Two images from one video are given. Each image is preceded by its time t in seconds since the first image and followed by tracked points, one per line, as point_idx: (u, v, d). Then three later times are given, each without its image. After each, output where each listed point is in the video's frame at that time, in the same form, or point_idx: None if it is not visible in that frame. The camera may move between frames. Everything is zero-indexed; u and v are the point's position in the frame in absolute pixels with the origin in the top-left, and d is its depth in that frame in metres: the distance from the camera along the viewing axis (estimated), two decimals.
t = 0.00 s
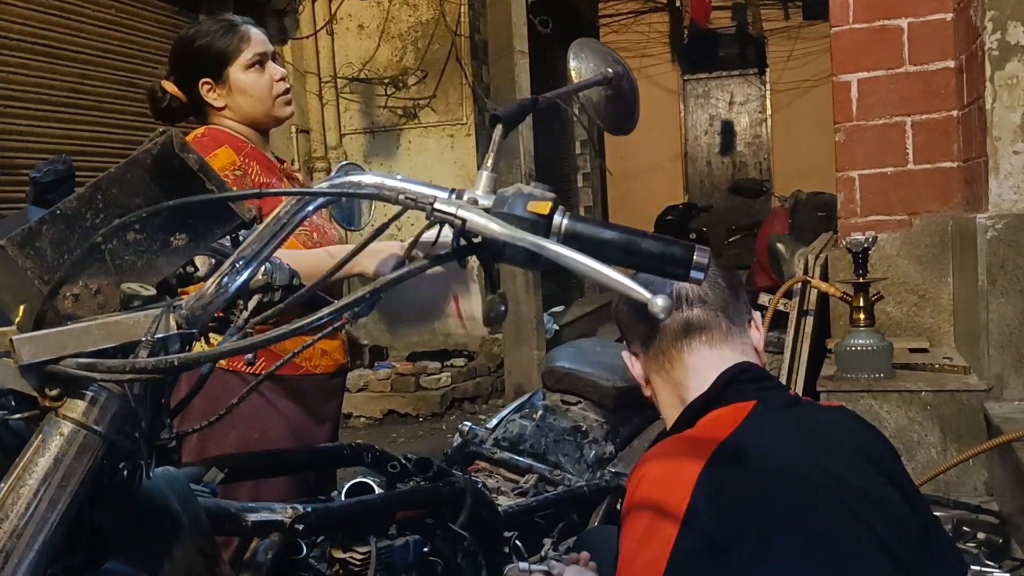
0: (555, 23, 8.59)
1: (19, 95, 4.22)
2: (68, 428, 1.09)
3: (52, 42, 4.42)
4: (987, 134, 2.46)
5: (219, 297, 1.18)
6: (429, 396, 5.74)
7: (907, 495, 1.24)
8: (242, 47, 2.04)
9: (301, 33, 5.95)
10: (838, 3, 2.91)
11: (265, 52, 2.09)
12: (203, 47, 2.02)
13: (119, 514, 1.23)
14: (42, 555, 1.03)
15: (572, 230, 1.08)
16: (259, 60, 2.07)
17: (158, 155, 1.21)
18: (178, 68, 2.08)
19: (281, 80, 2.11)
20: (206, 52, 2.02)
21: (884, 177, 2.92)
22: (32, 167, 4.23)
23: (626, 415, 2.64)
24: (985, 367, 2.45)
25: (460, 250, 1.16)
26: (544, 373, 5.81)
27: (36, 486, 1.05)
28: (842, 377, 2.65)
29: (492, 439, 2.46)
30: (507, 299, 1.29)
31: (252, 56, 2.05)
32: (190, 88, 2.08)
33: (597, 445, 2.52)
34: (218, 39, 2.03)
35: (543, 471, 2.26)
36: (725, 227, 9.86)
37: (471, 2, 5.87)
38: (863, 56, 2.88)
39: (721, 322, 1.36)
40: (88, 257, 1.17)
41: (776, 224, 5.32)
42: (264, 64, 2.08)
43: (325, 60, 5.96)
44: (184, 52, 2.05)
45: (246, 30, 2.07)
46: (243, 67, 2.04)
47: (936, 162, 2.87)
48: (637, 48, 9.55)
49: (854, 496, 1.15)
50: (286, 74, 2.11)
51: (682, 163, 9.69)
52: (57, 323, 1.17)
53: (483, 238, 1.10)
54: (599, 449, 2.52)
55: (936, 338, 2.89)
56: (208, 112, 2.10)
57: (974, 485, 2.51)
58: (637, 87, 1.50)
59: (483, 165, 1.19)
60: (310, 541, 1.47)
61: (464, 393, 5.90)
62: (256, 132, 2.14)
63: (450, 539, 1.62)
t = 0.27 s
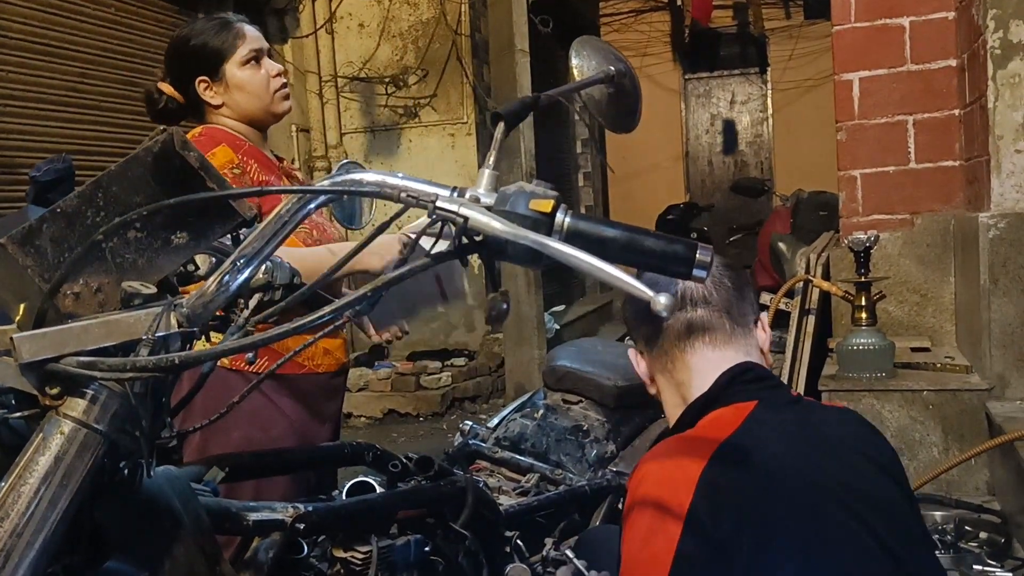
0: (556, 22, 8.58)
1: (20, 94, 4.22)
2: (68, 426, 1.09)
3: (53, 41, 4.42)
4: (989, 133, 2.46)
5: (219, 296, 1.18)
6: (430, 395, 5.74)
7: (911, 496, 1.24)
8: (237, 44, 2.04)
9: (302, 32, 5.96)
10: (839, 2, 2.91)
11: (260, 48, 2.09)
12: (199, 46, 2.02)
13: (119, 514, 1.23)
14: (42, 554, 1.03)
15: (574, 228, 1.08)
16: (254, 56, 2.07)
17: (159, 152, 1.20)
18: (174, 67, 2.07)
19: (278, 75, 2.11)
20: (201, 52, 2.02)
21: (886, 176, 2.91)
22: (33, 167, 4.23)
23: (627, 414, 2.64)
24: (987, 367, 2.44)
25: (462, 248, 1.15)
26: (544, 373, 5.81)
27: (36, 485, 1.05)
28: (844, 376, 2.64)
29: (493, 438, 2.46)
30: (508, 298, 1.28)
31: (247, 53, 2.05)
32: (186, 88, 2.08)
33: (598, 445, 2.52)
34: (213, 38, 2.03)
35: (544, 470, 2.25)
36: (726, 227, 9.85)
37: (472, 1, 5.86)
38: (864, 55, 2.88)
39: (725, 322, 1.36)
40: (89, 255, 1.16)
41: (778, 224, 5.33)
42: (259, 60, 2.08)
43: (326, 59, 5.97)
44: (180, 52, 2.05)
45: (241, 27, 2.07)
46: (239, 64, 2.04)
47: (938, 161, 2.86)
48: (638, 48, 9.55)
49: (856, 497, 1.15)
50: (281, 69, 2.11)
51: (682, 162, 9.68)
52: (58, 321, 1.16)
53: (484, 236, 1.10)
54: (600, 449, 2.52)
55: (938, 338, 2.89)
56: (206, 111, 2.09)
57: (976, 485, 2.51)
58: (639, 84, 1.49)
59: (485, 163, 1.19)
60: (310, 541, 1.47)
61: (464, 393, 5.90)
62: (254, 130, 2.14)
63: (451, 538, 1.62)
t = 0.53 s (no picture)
0: (556, 24, 8.58)
1: (20, 96, 4.23)
2: (71, 429, 1.09)
3: (52, 43, 4.43)
4: (989, 135, 2.46)
5: (221, 300, 1.17)
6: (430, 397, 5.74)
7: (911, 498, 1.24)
8: (238, 46, 2.04)
9: (301, 33, 5.97)
10: (839, 4, 2.91)
11: (260, 51, 2.09)
12: (199, 48, 2.02)
13: (121, 516, 1.23)
14: (44, 557, 1.03)
15: (575, 232, 1.08)
16: (255, 59, 2.07)
17: (160, 156, 1.20)
18: (174, 70, 2.07)
19: (278, 78, 2.11)
20: (200, 54, 2.02)
21: (886, 178, 2.91)
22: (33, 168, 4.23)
23: (627, 416, 2.64)
24: (986, 369, 2.44)
25: (464, 251, 1.15)
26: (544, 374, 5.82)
27: (38, 488, 1.05)
28: (844, 378, 2.64)
29: (493, 441, 2.52)
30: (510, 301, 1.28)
31: (248, 56, 2.05)
32: (187, 91, 2.08)
33: (598, 447, 2.51)
34: (213, 40, 2.03)
35: (545, 472, 2.25)
36: (726, 228, 9.85)
37: (472, 3, 5.87)
38: (865, 57, 2.88)
39: (726, 326, 1.36)
40: (91, 258, 1.16)
41: (778, 225, 5.34)
42: (260, 63, 2.08)
43: (326, 61, 5.97)
44: (180, 54, 2.05)
45: (241, 30, 2.07)
46: (239, 66, 2.04)
47: (938, 163, 2.86)
48: (638, 49, 9.56)
49: (855, 500, 1.16)
50: (281, 72, 2.11)
51: (682, 163, 9.69)
52: (60, 325, 1.16)
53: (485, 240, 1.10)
54: (600, 451, 2.51)
55: (938, 340, 2.89)
56: (206, 114, 2.09)
57: (976, 487, 2.51)
58: (640, 88, 1.49)
59: (486, 167, 1.19)
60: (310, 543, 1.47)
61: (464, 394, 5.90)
62: (253, 133, 2.14)
63: (452, 541, 1.62)
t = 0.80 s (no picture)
0: (556, 23, 8.58)
1: (20, 96, 4.22)
2: (74, 428, 1.10)
3: (53, 43, 4.42)
4: (989, 134, 2.46)
5: (224, 298, 1.17)
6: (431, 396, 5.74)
7: (913, 494, 1.24)
8: (239, 45, 2.04)
9: (301, 33, 5.97)
10: (839, 3, 2.91)
11: (262, 50, 2.09)
12: (200, 47, 2.02)
13: (124, 515, 1.23)
14: (48, 556, 1.03)
15: (577, 230, 1.08)
16: (256, 58, 2.07)
17: (163, 155, 1.22)
18: (176, 69, 2.07)
19: (279, 77, 2.11)
20: (201, 53, 2.02)
21: (886, 177, 2.92)
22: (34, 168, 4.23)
23: (628, 415, 2.64)
24: (987, 367, 2.45)
25: (466, 250, 1.16)
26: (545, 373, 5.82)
27: (41, 487, 1.05)
28: (845, 377, 2.64)
29: (494, 439, 2.50)
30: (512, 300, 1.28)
31: (249, 56, 2.05)
32: (188, 90, 2.08)
33: (599, 446, 2.50)
34: (216, 38, 2.03)
35: (547, 471, 2.25)
36: (726, 227, 9.86)
37: (472, 2, 5.87)
38: (865, 56, 2.89)
39: (729, 324, 1.36)
40: (94, 257, 1.17)
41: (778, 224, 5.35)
42: (261, 62, 2.08)
43: (326, 60, 5.97)
44: (181, 54, 2.05)
45: (242, 28, 2.08)
46: (240, 66, 2.04)
47: (938, 162, 2.86)
48: (638, 48, 9.56)
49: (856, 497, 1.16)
50: (283, 71, 2.10)
51: (682, 162, 9.69)
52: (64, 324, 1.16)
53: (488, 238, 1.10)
54: (602, 450, 2.50)
55: (938, 338, 2.89)
56: (208, 114, 2.10)
57: (976, 485, 2.51)
58: (642, 87, 1.49)
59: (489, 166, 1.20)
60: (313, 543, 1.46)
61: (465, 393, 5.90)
62: (255, 133, 2.14)
63: (454, 539, 1.62)
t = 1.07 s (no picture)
0: (556, 24, 8.58)
1: (21, 95, 4.21)
2: (77, 427, 1.10)
3: (53, 43, 4.41)
4: (990, 135, 2.47)
5: (227, 297, 1.17)
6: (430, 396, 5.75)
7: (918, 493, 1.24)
8: (236, 44, 2.01)
9: (301, 32, 5.98)
10: (840, 3, 2.91)
11: (259, 48, 2.06)
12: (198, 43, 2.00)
13: (127, 513, 1.23)
14: (51, 555, 1.03)
15: (582, 229, 1.08)
16: (253, 57, 2.04)
17: (166, 154, 1.21)
18: (174, 62, 2.05)
19: (276, 76, 2.09)
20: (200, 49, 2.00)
21: (886, 177, 2.92)
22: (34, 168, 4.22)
23: (629, 415, 2.64)
24: (987, 368, 2.45)
25: (470, 248, 1.16)
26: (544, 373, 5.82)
27: (45, 486, 1.05)
28: (845, 377, 2.64)
29: (496, 438, 2.51)
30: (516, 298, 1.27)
31: (247, 54, 2.03)
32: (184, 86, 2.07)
33: (602, 445, 2.53)
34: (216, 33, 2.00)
35: (547, 470, 2.25)
36: (726, 227, 9.87)
37: (473, 2, 5.86)
38: (865, 57, 2.89)
39: (745, 320, 1.37)
40: (98, 256, 1.17)
41: (778, 225, 5.35)
42: (258, 61, 2.06)
43: (326, 60, 5.99)
44: (179, 49, 2.03)
45: (240, 25, 2.05)
46: (236, 65, 2.02)
47: (939, 162, 2.87)
48: (637, 48, 9.56)
49: (862, 497, 1.16)
50: (280, 70, 2.08)
51: (681, 163, 9.69)
52: (68, 322, 1.17)
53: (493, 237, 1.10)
54: (604, 449, 2.53)
55: (938, 339, 2.90)
56: (205, 111, 2.10)
57: (976, 485, 2.52)
58: (644, 86, 1.49)
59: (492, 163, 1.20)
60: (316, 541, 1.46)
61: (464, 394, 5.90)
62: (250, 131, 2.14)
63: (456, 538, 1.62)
